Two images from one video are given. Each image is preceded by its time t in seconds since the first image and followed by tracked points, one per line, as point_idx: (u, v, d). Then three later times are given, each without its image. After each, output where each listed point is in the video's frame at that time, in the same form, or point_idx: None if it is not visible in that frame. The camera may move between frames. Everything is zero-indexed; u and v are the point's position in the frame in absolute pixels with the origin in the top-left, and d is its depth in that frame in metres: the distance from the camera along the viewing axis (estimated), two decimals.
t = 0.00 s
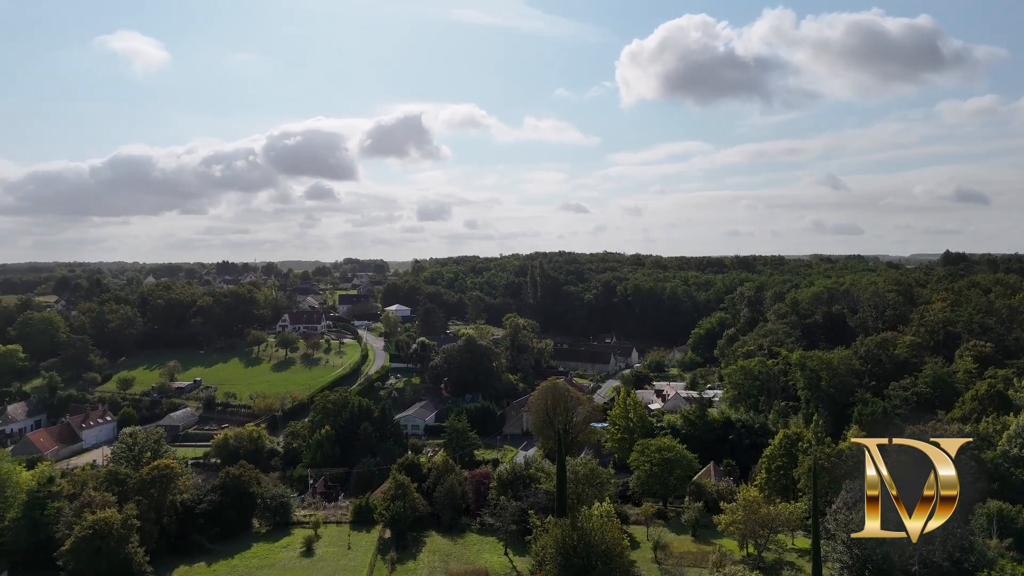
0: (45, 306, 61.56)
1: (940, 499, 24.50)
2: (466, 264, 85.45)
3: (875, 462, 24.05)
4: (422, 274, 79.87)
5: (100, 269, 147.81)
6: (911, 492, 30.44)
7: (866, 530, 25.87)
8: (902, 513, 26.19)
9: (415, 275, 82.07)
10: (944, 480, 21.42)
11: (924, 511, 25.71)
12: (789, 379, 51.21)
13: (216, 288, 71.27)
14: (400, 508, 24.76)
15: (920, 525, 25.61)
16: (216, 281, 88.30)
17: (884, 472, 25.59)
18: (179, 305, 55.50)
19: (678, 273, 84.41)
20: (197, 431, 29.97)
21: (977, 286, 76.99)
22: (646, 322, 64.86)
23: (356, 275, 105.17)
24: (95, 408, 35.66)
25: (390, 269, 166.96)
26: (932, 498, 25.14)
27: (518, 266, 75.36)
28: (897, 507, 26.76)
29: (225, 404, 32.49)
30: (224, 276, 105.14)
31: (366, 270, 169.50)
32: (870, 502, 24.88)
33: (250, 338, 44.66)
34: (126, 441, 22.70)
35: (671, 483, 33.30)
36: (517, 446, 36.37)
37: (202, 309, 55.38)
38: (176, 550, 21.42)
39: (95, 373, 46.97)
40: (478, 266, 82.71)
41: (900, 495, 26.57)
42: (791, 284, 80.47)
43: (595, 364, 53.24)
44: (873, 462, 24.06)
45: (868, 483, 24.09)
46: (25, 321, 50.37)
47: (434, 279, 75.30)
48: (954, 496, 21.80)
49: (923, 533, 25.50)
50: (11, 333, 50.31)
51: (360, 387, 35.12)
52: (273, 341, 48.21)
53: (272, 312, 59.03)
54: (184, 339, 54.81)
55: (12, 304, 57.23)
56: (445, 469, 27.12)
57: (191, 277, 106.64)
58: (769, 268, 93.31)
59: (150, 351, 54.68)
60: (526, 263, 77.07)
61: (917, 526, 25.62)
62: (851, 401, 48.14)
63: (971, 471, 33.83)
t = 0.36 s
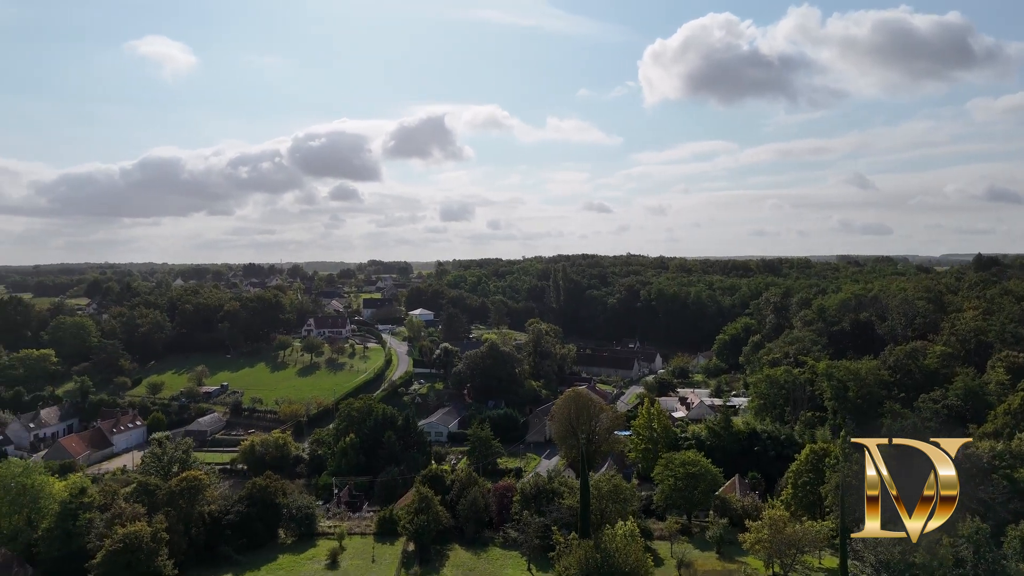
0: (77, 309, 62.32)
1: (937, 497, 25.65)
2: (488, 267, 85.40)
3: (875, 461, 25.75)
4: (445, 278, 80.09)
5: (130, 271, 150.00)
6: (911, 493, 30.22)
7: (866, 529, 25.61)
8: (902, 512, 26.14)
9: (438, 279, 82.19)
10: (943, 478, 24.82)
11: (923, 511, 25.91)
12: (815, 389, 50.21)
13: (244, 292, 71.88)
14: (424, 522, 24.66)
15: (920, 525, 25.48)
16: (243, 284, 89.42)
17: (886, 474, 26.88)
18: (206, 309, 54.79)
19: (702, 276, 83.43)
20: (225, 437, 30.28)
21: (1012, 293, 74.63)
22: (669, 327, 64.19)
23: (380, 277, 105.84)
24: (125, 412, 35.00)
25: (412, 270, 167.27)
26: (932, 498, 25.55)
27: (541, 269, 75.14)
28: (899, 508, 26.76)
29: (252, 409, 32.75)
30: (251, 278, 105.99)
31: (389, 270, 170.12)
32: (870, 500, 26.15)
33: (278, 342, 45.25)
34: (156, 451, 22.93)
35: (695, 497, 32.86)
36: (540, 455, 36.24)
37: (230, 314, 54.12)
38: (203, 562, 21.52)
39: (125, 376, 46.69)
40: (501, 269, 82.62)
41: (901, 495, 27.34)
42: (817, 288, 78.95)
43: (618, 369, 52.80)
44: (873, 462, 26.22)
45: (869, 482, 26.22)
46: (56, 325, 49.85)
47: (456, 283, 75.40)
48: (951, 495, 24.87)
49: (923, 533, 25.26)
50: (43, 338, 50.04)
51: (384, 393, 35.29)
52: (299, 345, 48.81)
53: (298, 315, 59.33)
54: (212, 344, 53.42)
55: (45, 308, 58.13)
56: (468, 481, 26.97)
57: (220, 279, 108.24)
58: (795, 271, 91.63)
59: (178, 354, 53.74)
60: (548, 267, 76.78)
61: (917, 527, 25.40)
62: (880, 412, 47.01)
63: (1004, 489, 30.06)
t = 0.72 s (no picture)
0: (108, 312, 63.18)
1: (938, 496, 23.55)
2: (511, 270, 85.18)
3: (875, 463, 21.77)
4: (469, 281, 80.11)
5: (160, 273, 152.35)
6: (912, 497, 30.56)
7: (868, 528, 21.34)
8: (902, 511, 25.03)
9: (462, 283, 82.18)
10: (943, 478, 21.79)
11: (924, 511, 24.45)
12: (842, 399, 49.10)
13: (271, 296, 72.43)
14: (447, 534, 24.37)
15: (920, 524, 24.51)
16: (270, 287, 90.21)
17: (886, 473, 23.69)
18: (233, 313, 54.00)
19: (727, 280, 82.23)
20: (251, 441, 30.54)
21: None
22: (694, 331, 63.41)
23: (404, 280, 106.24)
24: (154, 417, 34.82)
25: (435, 270, 167.55)
26: (931, 498, 23.43)
27: (564, 272, 74.73)
28: (897, 506, 25.30)
29: (278, 414, 32.96)
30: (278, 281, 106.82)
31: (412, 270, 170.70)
32: (868, 502, 22.64)
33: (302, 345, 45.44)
34: (183, 461, 23.12)
35: (720, 511, 32.33)
36: (563, 462, 36.01)
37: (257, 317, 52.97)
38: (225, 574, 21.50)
39: (155, 380, 46.50)
40: (524, 272, 82.34)
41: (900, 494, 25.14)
42: (845, 293, 77.16)
43: (642, 375, 52.25)
44: (872, 461, 22.45)
45: (868, 483, 22.32)
46: (87, 329, 49.83)
47: (480, 287, 75.38)
48: (952, 496, 22.21)
49: (923, 533, 24.40)
50: (75, 340, 50.11)
51: (407, 399, 35.33)
52: (323, 349, 49.06)
53: (324, 318, 59.61)
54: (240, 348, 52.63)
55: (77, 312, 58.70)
56: (492, 493, 26.73)
57: (246, 281, 109.39)
58: (823, 275, 89.76)
59: (207, 358, 53.10)
60: (571, 270, 76.32)
61: (917, 526, 24.53)
62: (913, 425, 45.42)
63: None
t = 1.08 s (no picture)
0: (141, 315, 63.55)
1: (940, 498, 23.59)
2: (537, 273, 84.85)
3: (877, 464, 22.83)
4: (494, 284, 79.97)
5: (190, 274, 153.99)
6: (910, 493, 31.50)
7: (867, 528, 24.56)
8: (901, 511, 25.50)
9: (488, 286, 81.97)
10: (943, 478, 22.09)
11: (924, 511, 24.94)
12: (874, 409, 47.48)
13: (300, 300, 72.57)
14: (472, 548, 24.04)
15: (918, 523, 25.01)
16: (297, 290, 90.96)
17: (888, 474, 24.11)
18: (263, 317, 53.24)
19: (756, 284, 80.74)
20: (281, 446, 30.80)
21: None
22: (723, 335, 62.49)
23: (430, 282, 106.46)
24: (186, 420, 35.17)
25: (459, 270, 167.53)
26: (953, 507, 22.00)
27: (590, 276, 74.12)
28: (897, 506, 25.79)
29: (307, 419, 33.19)
30: (306, 283, 107.22)
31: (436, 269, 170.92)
32: (869, 502, 24.05)
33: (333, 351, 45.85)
34: (216, 470, 23.36)
35: (749, 528, 31.56)
36: (590, 472, 35.74)
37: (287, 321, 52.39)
38: None
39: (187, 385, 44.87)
40: (550, 275, 81.90)
41: (899, 493, 25.65)
42: (879, 296, 75.01)
43: (670, 381, 51.56)
44: (872, 462, 23.60)
45: (867, 483, 23.45)
46: (123, 334, 48.83)
47: (506, 290, 75.24)
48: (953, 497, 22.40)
49: (924, 533, 24.80)
50: (111, 344, 49.59)
51: (433, 406, 35.37)
52: (352, 353, 49.34)
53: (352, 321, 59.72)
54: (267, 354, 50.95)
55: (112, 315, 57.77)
56: (518, 507, 26.48)
57: (275, 283, 110.70)
58: (855, 279, 87.53)
59: (239, 362, 52.26)
60: (597, 273, 75.70)
61: (917, 526, 25.00)
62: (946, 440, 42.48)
63: None
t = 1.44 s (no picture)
0: (175, 318, 64.12)
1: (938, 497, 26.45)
2: (563, 276, 84.37)
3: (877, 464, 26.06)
4: (520, 286, 79.66)
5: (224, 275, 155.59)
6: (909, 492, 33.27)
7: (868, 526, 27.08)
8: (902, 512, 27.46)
9: (515, 290, 81.57)
10: (942, 478, 25.24)
11: (924, 511, 27.08)
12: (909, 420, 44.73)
13: (329, 304, 72.68)
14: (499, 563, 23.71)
15: (919, 523, 26.78)
16: (326, 292, 91.75)
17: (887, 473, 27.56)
18: (294, 321, 53.19)
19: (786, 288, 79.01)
20: (310, 452, 31.05)
21: None
22: (754, 340, 61.60)
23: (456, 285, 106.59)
24: (219, 425, 35.52)
25: (485, 270, 167.10)
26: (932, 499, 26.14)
27: (617, 279, 73.34)
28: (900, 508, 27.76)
29: (336, 423, 33.38)
30: (335, 285, 107.42)
31: (463, 269, 170.89)
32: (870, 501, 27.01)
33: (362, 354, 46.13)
34: (247, 481, 23.50)
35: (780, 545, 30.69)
36: (617, 481, 35.44)
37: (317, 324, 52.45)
38: None
39: (221, 388, 45.29)
40: (577, 278, 81.29)
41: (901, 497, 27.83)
42: (914, 301, 72.66)
43: (699, 388, 50.79)
44: (873, 463, 27.22)
45: (869, 483, 26.73)
46: (158, 338, 49.41)
47: (533, 294, 74.87)
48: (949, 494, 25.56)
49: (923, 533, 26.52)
50: (147, 347, 49.97)
51: (458, 412, 35.53)
52: (381, 357, 49.51)
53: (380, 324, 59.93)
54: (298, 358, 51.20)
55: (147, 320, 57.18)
56: (546, 520, 26.14)
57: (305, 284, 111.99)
58: (889, 283, 85.03)
59: (270, 366, 52.09)
60: (625, 277, 74.90)
61: (916, 526, 26.79)
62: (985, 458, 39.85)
63: None
